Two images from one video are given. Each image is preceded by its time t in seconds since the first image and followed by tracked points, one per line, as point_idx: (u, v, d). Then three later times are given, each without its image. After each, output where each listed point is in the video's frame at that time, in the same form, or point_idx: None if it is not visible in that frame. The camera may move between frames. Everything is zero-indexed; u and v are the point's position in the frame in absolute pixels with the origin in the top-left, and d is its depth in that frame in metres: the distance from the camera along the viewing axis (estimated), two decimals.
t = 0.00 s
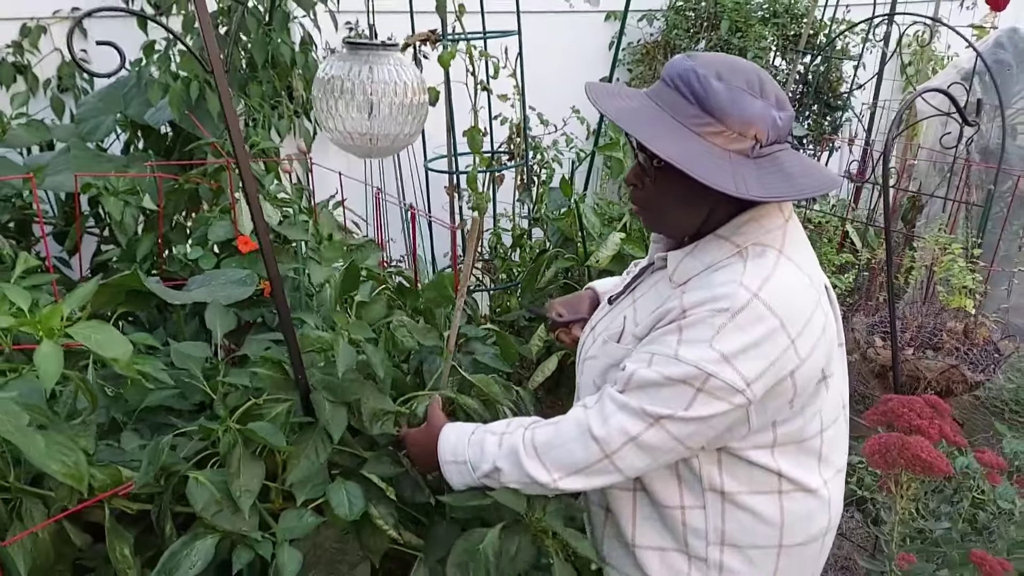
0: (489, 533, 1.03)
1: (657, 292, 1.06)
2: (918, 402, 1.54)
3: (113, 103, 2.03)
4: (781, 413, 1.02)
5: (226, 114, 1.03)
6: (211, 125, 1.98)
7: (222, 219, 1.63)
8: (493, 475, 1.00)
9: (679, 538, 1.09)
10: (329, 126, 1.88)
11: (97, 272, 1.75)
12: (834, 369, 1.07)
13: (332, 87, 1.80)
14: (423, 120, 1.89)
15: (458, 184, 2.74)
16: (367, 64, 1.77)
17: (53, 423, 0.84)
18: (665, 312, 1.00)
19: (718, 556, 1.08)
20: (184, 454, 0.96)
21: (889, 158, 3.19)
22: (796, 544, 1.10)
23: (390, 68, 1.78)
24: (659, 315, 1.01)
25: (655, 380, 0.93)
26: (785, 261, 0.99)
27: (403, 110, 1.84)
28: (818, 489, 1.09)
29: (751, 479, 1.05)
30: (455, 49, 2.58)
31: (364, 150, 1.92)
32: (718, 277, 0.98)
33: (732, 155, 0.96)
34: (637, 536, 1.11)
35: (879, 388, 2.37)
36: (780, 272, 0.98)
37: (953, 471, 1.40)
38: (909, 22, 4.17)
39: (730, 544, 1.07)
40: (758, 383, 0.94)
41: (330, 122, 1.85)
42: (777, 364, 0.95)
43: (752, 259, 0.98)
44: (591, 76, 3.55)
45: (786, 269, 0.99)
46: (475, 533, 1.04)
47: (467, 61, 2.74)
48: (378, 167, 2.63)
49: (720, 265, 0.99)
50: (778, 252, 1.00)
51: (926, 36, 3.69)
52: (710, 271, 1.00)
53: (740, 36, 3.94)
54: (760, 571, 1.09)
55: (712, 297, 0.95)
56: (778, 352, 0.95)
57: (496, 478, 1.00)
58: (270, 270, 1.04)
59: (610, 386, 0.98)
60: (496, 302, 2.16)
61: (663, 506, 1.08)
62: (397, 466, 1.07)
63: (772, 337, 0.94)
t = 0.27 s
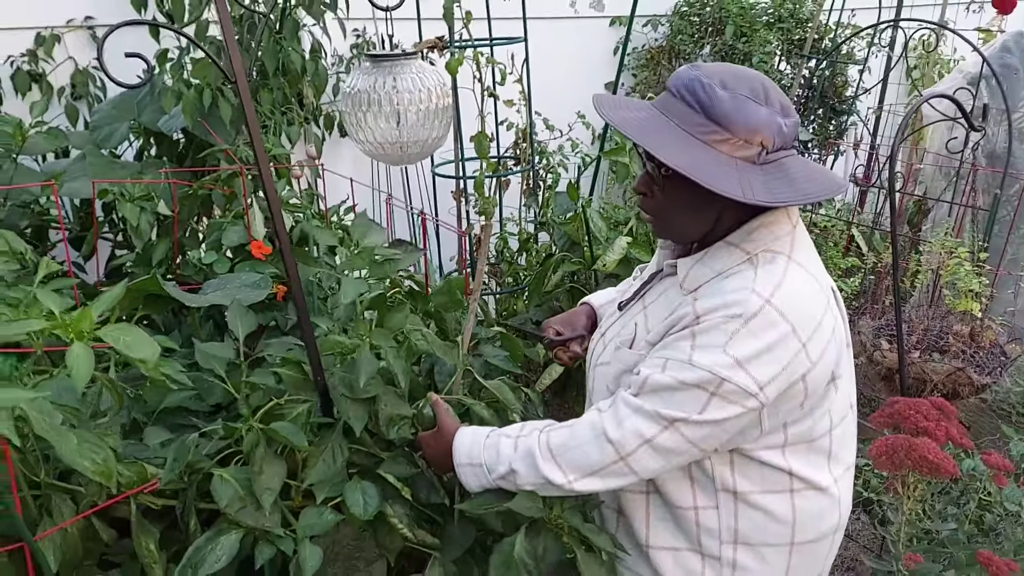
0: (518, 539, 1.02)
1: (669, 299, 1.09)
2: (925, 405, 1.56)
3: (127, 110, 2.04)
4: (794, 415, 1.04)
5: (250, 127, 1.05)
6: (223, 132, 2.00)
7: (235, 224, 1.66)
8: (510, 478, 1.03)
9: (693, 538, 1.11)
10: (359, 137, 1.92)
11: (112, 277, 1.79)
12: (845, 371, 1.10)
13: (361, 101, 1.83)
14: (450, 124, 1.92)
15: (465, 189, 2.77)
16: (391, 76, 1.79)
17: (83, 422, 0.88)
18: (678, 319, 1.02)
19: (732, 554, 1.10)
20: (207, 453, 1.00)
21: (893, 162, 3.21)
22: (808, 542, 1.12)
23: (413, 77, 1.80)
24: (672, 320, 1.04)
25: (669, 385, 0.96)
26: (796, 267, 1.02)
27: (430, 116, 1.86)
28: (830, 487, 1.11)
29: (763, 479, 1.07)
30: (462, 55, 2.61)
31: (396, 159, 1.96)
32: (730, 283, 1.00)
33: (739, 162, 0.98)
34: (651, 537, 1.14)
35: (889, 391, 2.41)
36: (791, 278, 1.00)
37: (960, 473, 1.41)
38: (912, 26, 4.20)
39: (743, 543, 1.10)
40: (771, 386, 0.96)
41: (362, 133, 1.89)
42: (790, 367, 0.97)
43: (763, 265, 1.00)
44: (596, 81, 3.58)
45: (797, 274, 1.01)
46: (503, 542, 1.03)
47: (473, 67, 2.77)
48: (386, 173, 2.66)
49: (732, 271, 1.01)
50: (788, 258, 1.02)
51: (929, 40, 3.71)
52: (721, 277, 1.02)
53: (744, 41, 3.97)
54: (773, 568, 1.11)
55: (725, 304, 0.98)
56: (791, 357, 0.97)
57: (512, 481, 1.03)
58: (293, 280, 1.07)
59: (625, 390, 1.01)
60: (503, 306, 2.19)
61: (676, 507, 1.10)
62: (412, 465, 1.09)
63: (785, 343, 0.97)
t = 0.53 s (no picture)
0: (510, 517, 1.05)
1: (675, 289, 1.11)
2: (934, 397, 1.58)
3: (134, 104, 2.09)
4: (802, 402, 1.06)
5: (259, 102, 1.00)
6: (228, 126, 2.02)
7: (242, 216, 1.67)
8: (516, 456, 1.05)
9: (701, 529, 1.14)
10: (371, 129, 1.94)
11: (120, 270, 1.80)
12: (851, 358, 1.12)
13: (373, 93, 1.84)
14: (459, 116, 1.94)
15: (466, 182, 2.79)
16: (402, 69, 1.80)
17: (102, 409, 0.91)
18: (686, 307, 1.05)
19: (740, 544, 1.13)
20: (220, 442, 1.02)
21: (891, 156, 3.23)
22: (816, 531, 1.14)
23: (424, 69, 1.82)
24: (679, 308, 1.07)
25: (676, 370, 0.98)
26: (802, 254, 1.04)
27: (440, 108, 1.88)
28: (838, 476, 1.13)
29: (771, 467, 1.10)
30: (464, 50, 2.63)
31: (407, 150, 1.98)
32: (738, 271, 1.02)
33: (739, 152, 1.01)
34: (659, 529, 1.16)
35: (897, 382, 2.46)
36: (798, 265, 1.02)
37: (969, 465, 1.44)
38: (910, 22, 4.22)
39: (751, 531, 1.12)
40: (778, 371, 0.99)
41: (374, 125, 1.91)
42: (797, 353, 1.00)
43: (770, 253, 1.03)
44: (596, 76, 3.60)
45: (803, 262, 1.03)
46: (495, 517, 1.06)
47: (476, 62, 2.79)
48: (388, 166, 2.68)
49: (739, 260, 1.04)
50: (794, 246, 1.04)
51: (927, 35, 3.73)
52: (729, 266, 1.04)
53: (744, 36, 4.00)
54: (781, 555, 1.14)
55: (733, 291, 1.00)
56: (797, 342, 1.00)
57: (517, 459, 1.05)
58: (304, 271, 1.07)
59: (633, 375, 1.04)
60: (505, 299, 2.21)
61: (684, 497, 1.13)
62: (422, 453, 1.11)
63: (792, 329, 0.99)
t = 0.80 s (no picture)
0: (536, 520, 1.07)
1: (683, 290, 1.12)
2: (942, 398, 1.59)
3: (143, 108, 2.11)
4: (812, 400, 1.08)
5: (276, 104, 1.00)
6: (236, 129, 2.04)
7: (252, 218, 1.67)
8: (534, 449, 1.06)
9: (714, 529, 1.15)
10: (371, 127, 1.95)
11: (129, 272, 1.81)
12: (859, 356, 1.13)
13: (376, 91, 1.86)
14: (458, 124, 1.94)
15: (470, 184, 2.80)
16: (409, 71, 1.82)
17: (122, 409, 0.92)
18: (694, 308, 1.06)
19: (752, 543, 1.14)
20: (238, 441, 1.04)
21: (896, 159, 3.23)
22: (828, 529, 1.15)
23: (430, 75, 1.82)
24: (689, 310, 1.07)
25: (687, 372, 0.99)
26: (808, 253, 1.05)
27: (443, 115, 1.88)
28: (848, 473, 1.15)
29: (782, 466, 1.11)
30: (470, 53, 2.64)
31: (403, 151, 1.98)
32: (744, 271, 1.03)
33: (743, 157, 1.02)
34: (671, 529, 1.17)
35: (905, 383, 2.56)
36: (804, 265, 1.04)
37: (978, 466, 1.45)
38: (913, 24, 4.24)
39: (762, 530, 1.13)
40: (788, 370, 1.00)
41: (370, 122, 1.92)
42: (807, 352, 1.01)
43: (777, 253, 1.04)
44: (600, 79, 3.62)
45: (810, 261, 1.05)
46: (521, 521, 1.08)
47: (481, 65, 2.80)
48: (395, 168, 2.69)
49: (746, 260, 1.05)
50: (801, 246, 1.06)
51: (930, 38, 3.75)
52: (735, 265, 1.06)
53: (747, 39, 4.01)
54: (794, 554, 1.15)
55: (741, 290, 1.01)
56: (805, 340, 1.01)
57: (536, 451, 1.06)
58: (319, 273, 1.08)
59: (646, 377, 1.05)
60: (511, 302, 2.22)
61: (697, 498, 1.14)
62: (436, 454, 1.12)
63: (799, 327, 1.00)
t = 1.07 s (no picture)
0: (559, 520, 1.09)
1: (703, 298, 1.12)
2: (953, 396, 1.60)
3: (150, 105, 2.11)
4: (835, 404, 1.08)
5: (294, 99, 1.02)
6: (243, 126, 2.05)
7: (260, 216, 1.67)
8: (567, 460, 1.07)
9: (733, 530, 1.16)
10: (390, 127, 1.94)
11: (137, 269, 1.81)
12: (879, 357, 1.13)
13: (397, 89, 1.86)
14: (479, 118, 1.96)
15: (476, 183, 2.81)
16: (429, 68, 1.84)
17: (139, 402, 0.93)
18: (721, 323, 1.06)
19: (771, 544, 1.15)
20: (258, 430, 1.05)
21: (902, 157, 3.23)
22: (847, 528, 1.17)
23: (449, 70, 1.85)
24: (713, 323, 1.07)
25: (721, 391, 0.99)
26: (830, 259, 1.06)
27: (464, 110, 1.90)
28: (866, 470, 1.15)
29: (801, 469, 1.12)
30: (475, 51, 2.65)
31: (423, 149, 1.98)
32: (770, 282, 1.03)
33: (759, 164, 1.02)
34: (689, 531, 1.18)
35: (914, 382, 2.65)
36: (828, 273, 1.04)
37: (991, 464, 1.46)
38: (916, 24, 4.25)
39: (782, 532, 1.14)
40: (819, 382, 1.01)
41: (392, 124, 1.92)
42: (835, 361, 1.02)
43: (800, 261, 1.04)
44: (604, 78, 3.63)
45: (832, 268, 1.05)
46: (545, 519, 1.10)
47: (486, 64, 2.81)
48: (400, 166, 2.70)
49: (770, 270, 1.05)
50: (823, 252, 1.06)
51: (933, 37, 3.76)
52: (759, 276, 1.06)
53: (751, 38, 4.02)
54: (814, 554, 1.16)
55: (767, 303, 1.01)
56: (834, 351, 1.01)
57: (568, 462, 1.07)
58: (335, 269, 1.09)
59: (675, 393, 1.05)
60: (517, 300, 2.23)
61: (715, 501, 1.15)
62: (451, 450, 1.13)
63: (827, 337, 1.01)
